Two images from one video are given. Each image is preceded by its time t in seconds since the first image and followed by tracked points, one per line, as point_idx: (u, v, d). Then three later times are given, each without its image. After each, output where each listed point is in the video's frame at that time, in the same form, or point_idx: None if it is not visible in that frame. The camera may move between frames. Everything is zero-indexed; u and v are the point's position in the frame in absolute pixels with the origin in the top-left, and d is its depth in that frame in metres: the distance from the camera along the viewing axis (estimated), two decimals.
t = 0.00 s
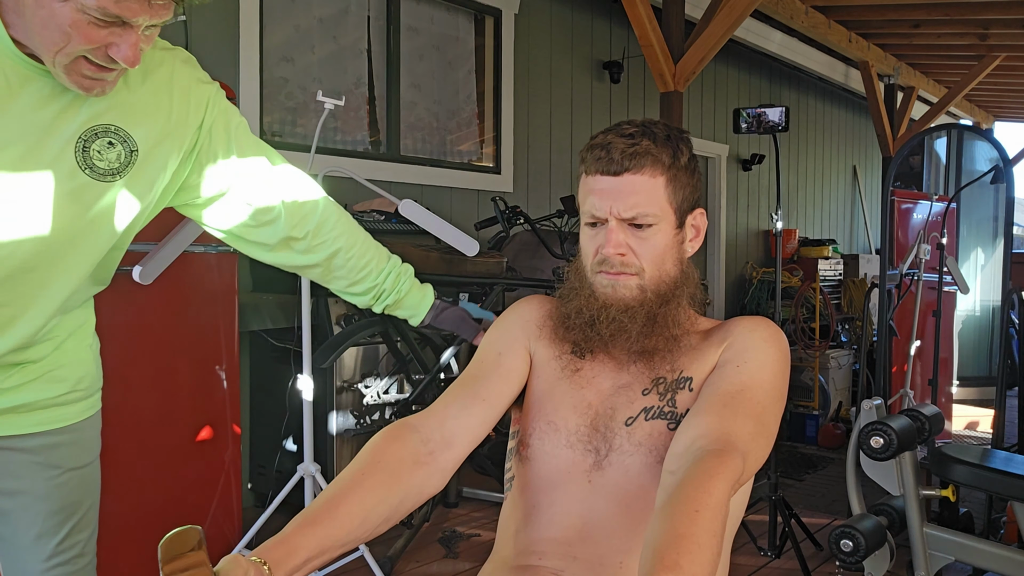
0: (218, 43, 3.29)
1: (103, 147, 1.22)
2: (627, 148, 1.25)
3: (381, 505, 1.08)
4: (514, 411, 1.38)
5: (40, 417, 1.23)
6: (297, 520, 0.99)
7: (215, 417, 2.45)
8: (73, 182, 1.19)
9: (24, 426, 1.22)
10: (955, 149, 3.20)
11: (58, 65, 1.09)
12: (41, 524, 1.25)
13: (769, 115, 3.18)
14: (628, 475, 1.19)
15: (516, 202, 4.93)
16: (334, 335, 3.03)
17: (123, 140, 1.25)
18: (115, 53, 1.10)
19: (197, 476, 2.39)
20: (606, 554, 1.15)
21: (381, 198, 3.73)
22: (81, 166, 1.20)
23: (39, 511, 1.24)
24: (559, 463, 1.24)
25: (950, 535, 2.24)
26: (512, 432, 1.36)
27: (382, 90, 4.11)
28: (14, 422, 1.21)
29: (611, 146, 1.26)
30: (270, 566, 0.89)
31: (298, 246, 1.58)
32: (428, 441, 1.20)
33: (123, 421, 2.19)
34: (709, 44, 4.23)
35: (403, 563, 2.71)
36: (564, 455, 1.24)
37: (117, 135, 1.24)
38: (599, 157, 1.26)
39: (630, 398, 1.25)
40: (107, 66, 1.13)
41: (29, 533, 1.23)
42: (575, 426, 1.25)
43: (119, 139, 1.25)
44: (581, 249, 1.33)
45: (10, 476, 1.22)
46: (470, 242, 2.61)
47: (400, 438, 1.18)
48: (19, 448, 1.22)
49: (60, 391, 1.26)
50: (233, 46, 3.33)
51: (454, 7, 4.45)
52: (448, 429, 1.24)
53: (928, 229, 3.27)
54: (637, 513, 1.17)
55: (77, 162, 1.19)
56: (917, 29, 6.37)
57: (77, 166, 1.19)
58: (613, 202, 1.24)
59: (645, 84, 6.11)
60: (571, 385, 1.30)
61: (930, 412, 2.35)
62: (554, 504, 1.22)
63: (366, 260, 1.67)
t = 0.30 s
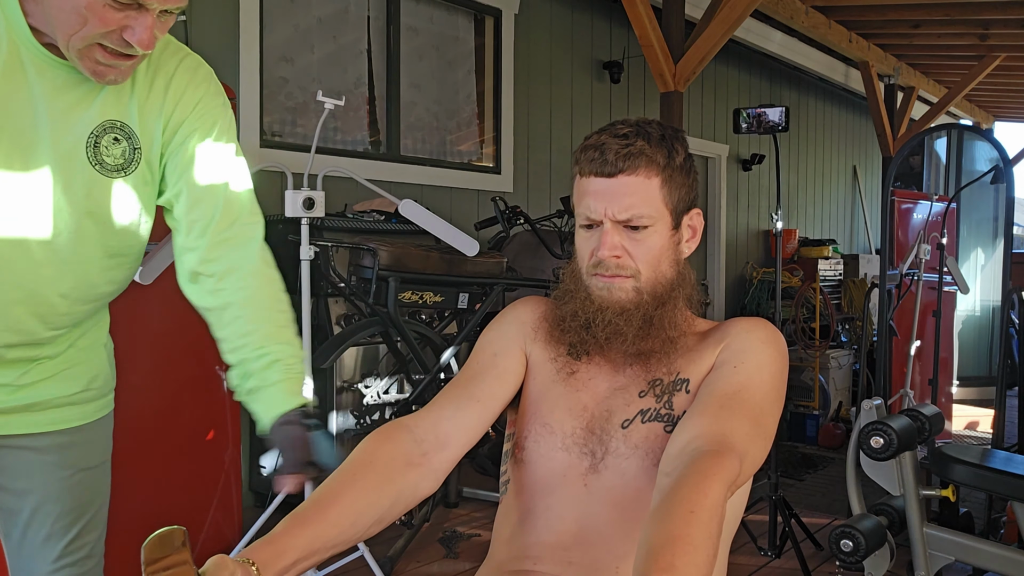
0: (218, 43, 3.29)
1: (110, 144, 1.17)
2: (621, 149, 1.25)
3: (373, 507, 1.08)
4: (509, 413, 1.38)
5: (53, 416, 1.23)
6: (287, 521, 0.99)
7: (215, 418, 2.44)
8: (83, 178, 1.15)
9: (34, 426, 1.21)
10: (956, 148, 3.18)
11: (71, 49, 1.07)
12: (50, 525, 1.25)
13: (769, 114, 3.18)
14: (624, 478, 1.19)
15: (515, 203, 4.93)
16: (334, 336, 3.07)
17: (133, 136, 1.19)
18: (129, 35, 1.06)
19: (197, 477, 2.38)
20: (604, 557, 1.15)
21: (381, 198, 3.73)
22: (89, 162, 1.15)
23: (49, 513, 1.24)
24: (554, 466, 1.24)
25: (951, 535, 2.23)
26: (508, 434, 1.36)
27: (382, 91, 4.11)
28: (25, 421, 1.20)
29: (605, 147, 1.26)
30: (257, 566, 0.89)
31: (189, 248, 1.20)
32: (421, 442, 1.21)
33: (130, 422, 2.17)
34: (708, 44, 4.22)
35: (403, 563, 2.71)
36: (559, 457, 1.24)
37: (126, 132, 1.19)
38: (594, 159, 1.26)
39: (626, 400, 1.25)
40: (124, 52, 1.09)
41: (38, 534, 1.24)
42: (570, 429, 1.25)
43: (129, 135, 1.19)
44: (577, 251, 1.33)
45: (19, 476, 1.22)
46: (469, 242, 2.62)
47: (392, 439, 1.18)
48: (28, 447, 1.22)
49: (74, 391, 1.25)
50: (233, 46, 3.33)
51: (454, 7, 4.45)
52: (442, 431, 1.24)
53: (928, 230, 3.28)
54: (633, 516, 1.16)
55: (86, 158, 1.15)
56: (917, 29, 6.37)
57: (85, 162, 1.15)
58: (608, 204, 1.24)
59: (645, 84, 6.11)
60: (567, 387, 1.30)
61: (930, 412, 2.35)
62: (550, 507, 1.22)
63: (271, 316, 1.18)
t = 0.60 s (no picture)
0: (218, 43, 3.29)
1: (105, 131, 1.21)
2: (618, 146, 1.24)
3: (364, 509, 1.08)
4: (505, 415, 1.38)
5: (60, 415, 1.23)
6: (275, 522, 0.97)
7: (215, 418, 2.44)
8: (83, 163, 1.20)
9: (42, 424, 1.21)
10: (955, 148, 3.20)
11: (76, 39, 1.09)
12: (52, 525, 1.25)
13: (769, 115, 3.18)
14: (621, 481, 1.18)
15: (515, 202, 4.93)
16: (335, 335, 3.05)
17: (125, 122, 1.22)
18: (126, 27, 1.07)
19: (196, 477, 2.38)
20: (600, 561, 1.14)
21: (380, 198, 3.73)
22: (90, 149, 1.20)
23: (51, 512, 1.24)
24: (551, 469, 1.24)
25: (950, 535, 2.23)
26: (503, 436, 1.35)
27: (382, 91, 4.11)
28: (32, 418, 1.20)
29: (603, 144, 1.25)
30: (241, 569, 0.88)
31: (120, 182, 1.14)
32: (414, 443, 1.21)
33: (125, 421, 2.20)
34: (708, 44, 4.22)
35: (402, 563, 2.71)
36: (555, 461, 1.24)
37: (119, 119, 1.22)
38: (590, 156, 1.26)
39: (623, 402, 1.25)
40: (125, 44, 1.11)
41: (40, 534, 1.24)
42: (567, 432, 1.25)
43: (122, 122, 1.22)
44: (574, 251, 1.33)
45: (24, 475, 1.22)
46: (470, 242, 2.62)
47: (384, 439, 1.18)
48: (33, 446, 1.21)
49: (79, 389, 1.25)
50: (233, 46, 3.33)
51: (454, 7, 4.45)
52: (434, 432, 1.24)
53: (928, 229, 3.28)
54: (630, 520, 1.15)
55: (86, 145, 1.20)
56: (917, 30, 6.37)
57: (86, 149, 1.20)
58: (605, 201, 1.24)
59: (645, 84, 6.11)
60: (564, 390, 1.30)
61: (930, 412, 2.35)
62: (546, 512, 1.21)
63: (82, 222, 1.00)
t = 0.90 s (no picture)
0: (217, 42, 3.29)
1: (82, 103, 1.22)
2: (610, 145, 1.24)
3: (349, 510, 1.08)
4: (498, 418, 1.38)
5: (48, 415, 1.23)
6: (252, 524, 0.97)
7: (213, 419, 2.45)
8: (58, 136, 1.18)
9: (24, 424, 1.20)
10: (955, 148, 3.19)
11: None
12: (40, 529, 1.24)
13: (769, 114, 3.17)
14: (613, 487, 1.18)
15: (515, 202, 4.93)
16: (335, 336, 3.07)
17: (101, 98, 1.25)
18: None
19: (194, 478, 2.38)
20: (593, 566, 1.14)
21: (380, 198, 3.74)
22: (62, 120, 1.19)
23: (39, 514, 1.23)
24: (544, 476, 1.24)
25: (950, 535, 2.23)
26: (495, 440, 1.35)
27: (382, 91, 4.11)
28: (12, 421, 1.18)
29: (594, 143, 1.25)
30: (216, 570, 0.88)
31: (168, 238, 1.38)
32: (401, 444, 1.20)
33: (127, 421, 2.20)
34: (708, 44, 4.22)
35: (403, 563, 2.71)
36: (547, 467, 1.24)
37: (95, 93, 1.24)
38: (582, 157, 1.26)
39: (616, 407, 1.25)
40: None
41: (28, 538, 1.23)
42: (558, 438, 1.25)
43: (98, 96, 1.24)
44: (566, 254, 1.33)
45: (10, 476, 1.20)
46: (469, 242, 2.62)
47: (371, 439, 1.18)
48: (24, 447, 1.21)
49: (60, 390, 1.24)
50: (233, 46, 3.33)
51: (454, 7, 4.46)
52: (423, 433, 1.23)
53: (928, 229, 3.28)
54: (622, 526, 1.16)
55: (60, 116, 1.19)
56: (917, 29, 6.37)
57: (59, 119, 1.19)
58: (596, 202, 1.24)
59: (645, 84, 6.11)
60: (557, 396, 1.30)
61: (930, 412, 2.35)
62: (537, 520, 1.21)
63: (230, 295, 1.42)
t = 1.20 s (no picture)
0: (217, 42, 3.29)
1: (62, 77, 1.27)
2: (609, 143, 1.24)
3: (350, 509, 1.08)
4: (499, 417, 1.38)
5: (47, 414, 1.26)
6: (257, 522, 0.98)
7: (214, 419, 2.44)
8: (47, 112, 1.23)
9: (24, 424, 1.23)
10: (955, 148, 3.17)
11: None
12: (40, 530, 1.27)
13: (769, 115, 3.17)
14: (613, 487, 1.18)
15: (515, 202, 4.93)
16: (335, 335, 3.06)
17: (77, 72, 1.30)
18: None
19: (194, 479, 2.38)
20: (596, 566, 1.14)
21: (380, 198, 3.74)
22: (47, 95, 1.24)
23: (38, 516, 1.27)
24: (544, 477, 1.24)
25: (950, 535, 2.23)
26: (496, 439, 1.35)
27: (382, 90, 4.11)
28: (8, 421, 1.21)
29: (593, 142, 1.25)
30: (219, 567, 0.88)
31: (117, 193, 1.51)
32: (403, 442, 1.20)
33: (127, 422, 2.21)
34: (708, 44, 4.22)
35: (403, 563, 2.71)
36: (548, 468, 1.24)
37: (70, 67, 1.29)
38: (581, 156, 1.25)
39: (616, 406, 1.25)
40: None
41: (28, 540, 1.26)
42: (559, 439, 1.25)
43: (74, 71, 1.29)
44: (565, 252, 1.33)
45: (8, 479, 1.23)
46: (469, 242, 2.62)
47: (373, 438, 1.18)
48: (21, 452, 1.24)
49: (59, 387, 1.27)
50: (233, 46, 3.33)
51: (454, 7, 4.45)
52: (424, 431, 1.23)
53: (928, 229, 3.29)
54: (622, 528, 1.16)
55: (45, 92, 1.23)
56: (917, 29, 6.37)
57: (44, 94, 1.23)
58: (595, 201, 1.24)
59: (645, 83, 6.11)
60: (557, 396, 1.30)
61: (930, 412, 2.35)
62: (539, 522, 1.22)
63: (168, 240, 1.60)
